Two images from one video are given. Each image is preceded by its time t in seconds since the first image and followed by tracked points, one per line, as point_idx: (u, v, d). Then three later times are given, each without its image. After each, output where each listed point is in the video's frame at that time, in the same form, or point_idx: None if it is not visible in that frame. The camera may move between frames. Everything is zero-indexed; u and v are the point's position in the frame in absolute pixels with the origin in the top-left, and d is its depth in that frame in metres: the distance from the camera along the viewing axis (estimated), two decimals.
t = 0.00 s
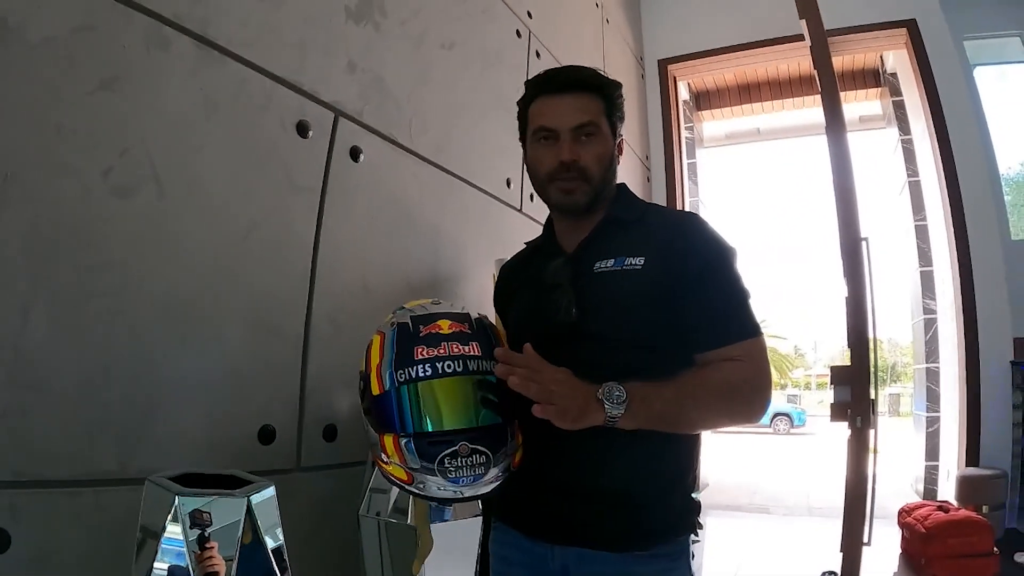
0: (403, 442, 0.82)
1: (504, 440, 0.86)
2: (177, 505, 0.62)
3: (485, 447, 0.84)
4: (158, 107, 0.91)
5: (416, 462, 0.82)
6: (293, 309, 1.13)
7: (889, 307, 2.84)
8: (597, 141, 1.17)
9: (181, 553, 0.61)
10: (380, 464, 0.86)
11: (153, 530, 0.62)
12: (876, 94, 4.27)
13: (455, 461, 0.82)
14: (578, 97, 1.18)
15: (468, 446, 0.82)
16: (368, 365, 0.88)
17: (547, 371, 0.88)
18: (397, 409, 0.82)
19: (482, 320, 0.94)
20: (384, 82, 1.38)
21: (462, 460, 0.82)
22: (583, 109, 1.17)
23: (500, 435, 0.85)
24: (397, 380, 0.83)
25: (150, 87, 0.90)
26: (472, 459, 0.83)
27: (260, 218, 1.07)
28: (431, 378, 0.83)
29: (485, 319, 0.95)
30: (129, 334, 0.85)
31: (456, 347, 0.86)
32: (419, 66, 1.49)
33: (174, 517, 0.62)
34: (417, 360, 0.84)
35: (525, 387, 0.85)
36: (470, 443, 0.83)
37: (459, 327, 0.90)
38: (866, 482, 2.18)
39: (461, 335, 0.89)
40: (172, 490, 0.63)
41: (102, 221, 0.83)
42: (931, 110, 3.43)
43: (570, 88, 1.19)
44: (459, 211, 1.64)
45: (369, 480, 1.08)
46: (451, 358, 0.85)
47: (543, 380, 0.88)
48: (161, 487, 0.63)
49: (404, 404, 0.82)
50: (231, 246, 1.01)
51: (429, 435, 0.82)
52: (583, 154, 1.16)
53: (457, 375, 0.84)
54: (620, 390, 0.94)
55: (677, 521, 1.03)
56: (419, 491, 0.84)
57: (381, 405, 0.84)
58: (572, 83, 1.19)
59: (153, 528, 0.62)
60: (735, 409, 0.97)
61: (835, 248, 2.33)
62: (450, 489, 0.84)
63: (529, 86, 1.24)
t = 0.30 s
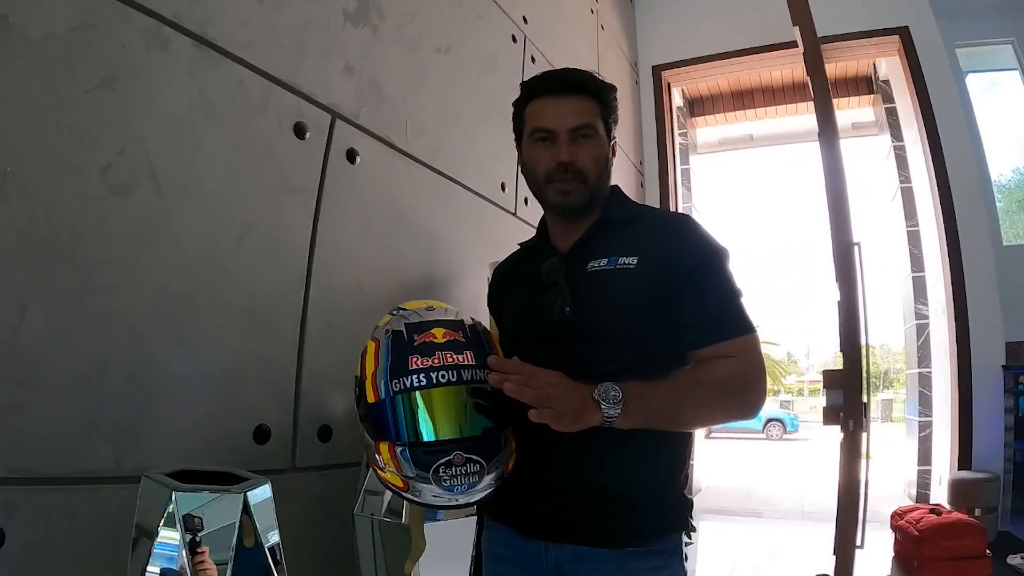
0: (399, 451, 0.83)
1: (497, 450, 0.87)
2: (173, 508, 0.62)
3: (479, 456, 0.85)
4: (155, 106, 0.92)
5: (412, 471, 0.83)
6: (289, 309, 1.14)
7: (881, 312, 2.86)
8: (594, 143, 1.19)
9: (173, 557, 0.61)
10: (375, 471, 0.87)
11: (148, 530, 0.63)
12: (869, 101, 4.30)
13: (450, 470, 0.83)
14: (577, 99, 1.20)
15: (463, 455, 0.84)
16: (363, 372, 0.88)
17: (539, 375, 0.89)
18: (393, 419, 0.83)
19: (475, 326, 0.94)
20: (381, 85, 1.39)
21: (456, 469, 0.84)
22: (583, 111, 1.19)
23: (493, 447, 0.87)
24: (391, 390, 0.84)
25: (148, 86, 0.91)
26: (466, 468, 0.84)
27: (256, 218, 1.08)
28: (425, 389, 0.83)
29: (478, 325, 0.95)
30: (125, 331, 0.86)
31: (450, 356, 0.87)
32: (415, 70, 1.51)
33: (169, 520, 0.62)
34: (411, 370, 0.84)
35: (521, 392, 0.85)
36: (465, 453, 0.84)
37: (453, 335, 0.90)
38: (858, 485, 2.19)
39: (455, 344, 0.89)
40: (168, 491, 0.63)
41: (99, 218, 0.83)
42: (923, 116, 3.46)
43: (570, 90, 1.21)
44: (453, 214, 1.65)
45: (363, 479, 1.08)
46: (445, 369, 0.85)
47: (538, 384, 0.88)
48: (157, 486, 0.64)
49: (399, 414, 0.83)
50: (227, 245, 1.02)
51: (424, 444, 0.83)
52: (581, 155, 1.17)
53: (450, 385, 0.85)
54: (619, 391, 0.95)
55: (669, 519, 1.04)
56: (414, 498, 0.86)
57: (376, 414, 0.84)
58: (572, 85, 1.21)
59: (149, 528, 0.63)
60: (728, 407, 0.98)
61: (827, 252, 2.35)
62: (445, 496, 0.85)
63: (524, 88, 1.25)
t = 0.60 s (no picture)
0: (392, 455, 0.83)
1: (491, 458, 0.87)
2: (169, 513, 0.62)
3: (471, 464, 0.85)
4: (152, 112, 0.92)
5: (404, 475, 0.83)
6: (285, 316, 1.14)
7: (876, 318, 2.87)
8: (591, 153, 1.19)
9: (167, 561, 0.62)
10: (370, 473, 0.88)
11: (145, 536, 0.63)
12: (865, 106, 4.32)
13: (441, 477, 0.83)
14: (575, 109, 1.20)
15: (454, 462, 0.84)
16: (361, 375, 0.88)
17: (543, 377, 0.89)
18: (387, 423, 0.83)
19: (474, 333, 0.94)
20: (378, 91, 1.39)
21: (448, 476, 0.83)
22: (580, 122, 1.19)
23: (486, 455, 0.86)
24: (387, 395, 0.84)
25: (146, 93, 0.91)
26: (458, 475, 0.84)
27: (253, 224, 1.08)
28: (420, 395, 0.83)
29: (478, 332, 0.95)
30: (121, 338, 0.85)
31: (447, 363, 0.87)
32: (412, 76, 1.51)
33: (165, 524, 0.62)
34: (407, 375, 0.84)
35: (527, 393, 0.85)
36: (457, 460, 0.84)
37: (451, 341, 0.90)
38: (854, 491, 2.20)
39: (453, 350, 0.89)
40: (165, 497, 0.63)
41: (96, 225, 0.83)
42: (919, 122, 3.48)
43: (568, 100, 1.21)
44: (449, 220, 1.65)
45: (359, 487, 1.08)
46: (441, 375, 0.85)
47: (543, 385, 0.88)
48: (156, 493, 0.64)
49: (393, 418, 0.83)
50: (224, 251, 1.02)
51: (417, 449, 0.83)
52: (578, 165, 1.17)
53: (444, 393, 0.85)
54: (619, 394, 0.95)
55: (664, 527, 1.04)
56: (407, 502, 0.86)
57: (372, 417, 0.85)
58: (570, 95, 1.21)
59: (146, 534, 0.63)
60: (724, 416, 0.98)
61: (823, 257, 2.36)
62: (437, 502, 0.85)
63: (520, 97, 1.25)
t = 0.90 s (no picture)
0: (383, 449, 0.83)
1: (485, 452, 0.86)
2: (162, 516, 0.62)
3: (464, 458, 0.84)
4: (147, 115, 0.91)
5: (395, 469, 0.82)
6: (279, 320, 1.13)
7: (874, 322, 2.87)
8: (585, 158, 1.19)
9: (163, 564, 0.61)
10: (361, 471, 0.87)
11: (137, 539, 0.62)
12: (862, 110, 4.33)
13: (434, 470, 0.82)
14: (569, 113, 1.20)
15: (447, 455, 0.83)
16: (354, 371, 0.88)
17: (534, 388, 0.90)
18: (379, 416, 0.83)
19: (468, 329, 0.94)
20: (374, 94, 1.39)
21: (440, 469, 0.82)
22: (573, 126, 1.19)
23: (480, 449, 0.85)
24: (379, 388, 0.84)
25: (141, 96, 0.90)
26: (450, 469, 0.83)
27: (248, 227, 1.07)
28: (412, 387, 0.83)
29: (471, 329, 0.95)
30: (114, 342, 0.85)
31: (439, 356, 0.86)
32: (408, 79, 1.50)
33: (159, 527, 0.61)
34: (399, 368, 0.84)
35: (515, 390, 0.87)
36: (450, 452, 0.83)
37: (444, 336, 0.90)
38: (851, 495, 2.19)
39: (445, 345, 0.89)
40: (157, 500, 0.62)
41: (89, 229, 0.83)
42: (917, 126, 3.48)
43: (561, 104, 1.21)
44: (445, 224, 1.65)
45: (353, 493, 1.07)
46: (434, 368, 0.85)
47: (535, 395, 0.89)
48: (147, 497, 0.63)
49: (385, 410, 0.83)
50: (219, 255, 1.01)
51: (409, 443, 0.83)
52: (572, 170, 1.17)
53: (437, 385, 0.84)
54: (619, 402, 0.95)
55: (658, 533, 1.04)
56: (398, 499, 0.85)
57: (364, 410, 0.84)
58: (565, 99, 1.21)
59: (137, 537, 0.62)
60: (722, 421, 0.97)
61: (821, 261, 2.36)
62: (429, 498, 0.84)
63: (514, 101, 1.25)
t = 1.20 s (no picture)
0: (376, 473, 0.83)
1: (477, 476, 0.86)
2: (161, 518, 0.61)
3: (456, 482, 0.84)
4: (145, 116, 0.91)
5: (388, 493, 0.82)
6: (278, 322, 1.13)
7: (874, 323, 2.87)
8: (586, 161, 1.18)
9: (163, 563, 0.61)
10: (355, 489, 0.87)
11: (137, 540, 0.62)
12: (863, 109, 4.32)
13: (426, 495, 0.83)
14: (571, 116, 1.19)
15: (438, 480, 0.83)
16: (347, 389, 0.88)
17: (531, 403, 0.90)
18: (372, 439, 0.83)
19: (461, 346, 0.93)
20: (373, 95, 1.38)
21: (432, 495, 0.83)
22: (575, 129, 1.18)
23: (471, 474, 0.86)
24: (371, 411, 0.83)
25: (139, 96, 0.90)
26: (442, 493, 0.83)
27: (247, 228, 1.07)
28: (404, 411, 0.83)
29: (465, 345, 0.94)
30: (112, 345, 0.84)
31: (432, 378, 0.86)
32: (408, 79, 1.50)
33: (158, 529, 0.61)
34: (391, 391, 0.84)
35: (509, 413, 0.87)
36: (442, 477, 0.83)
37: (436, 356, 0.89)
38: (851, 496, 2.19)
39: (438, 365, 0.88)
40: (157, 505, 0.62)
41: (88, 230, 0.82)
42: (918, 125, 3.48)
43: (563, 107, 1.20)
44: (445, 225, 1.64)
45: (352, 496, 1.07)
46: (426, 391, 0.84)
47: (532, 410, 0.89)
48: (147, 500, 0.63)
49: (378, 433, 0.83)
50: (218, 257, 1.01)
51: (401, 467, 0.83)
52: (573, 174, 1.16)
53: (428, 410, 0.84)
54: (615, 412, 0.94)
55: (657, 538, 1.04)
56: (391, 519, 0.86)
57: (357, 432, 0.84)
58: (566, 102, 1.20)
59: (137, 539, 0.62)
60: (722, 427, 0.97)
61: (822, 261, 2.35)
62: (421, 520, 0.85)
63: (514, 103, 1.24)
